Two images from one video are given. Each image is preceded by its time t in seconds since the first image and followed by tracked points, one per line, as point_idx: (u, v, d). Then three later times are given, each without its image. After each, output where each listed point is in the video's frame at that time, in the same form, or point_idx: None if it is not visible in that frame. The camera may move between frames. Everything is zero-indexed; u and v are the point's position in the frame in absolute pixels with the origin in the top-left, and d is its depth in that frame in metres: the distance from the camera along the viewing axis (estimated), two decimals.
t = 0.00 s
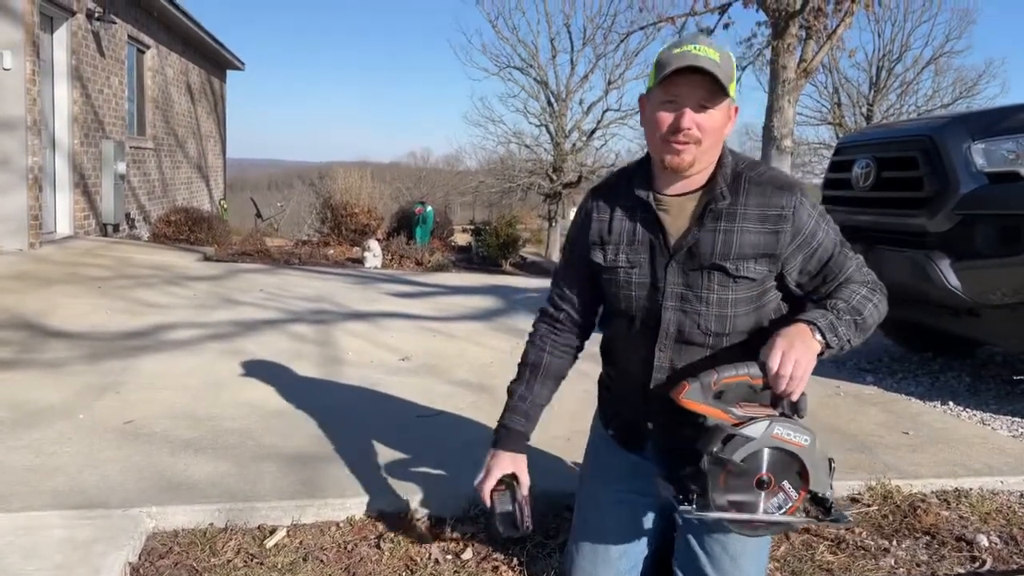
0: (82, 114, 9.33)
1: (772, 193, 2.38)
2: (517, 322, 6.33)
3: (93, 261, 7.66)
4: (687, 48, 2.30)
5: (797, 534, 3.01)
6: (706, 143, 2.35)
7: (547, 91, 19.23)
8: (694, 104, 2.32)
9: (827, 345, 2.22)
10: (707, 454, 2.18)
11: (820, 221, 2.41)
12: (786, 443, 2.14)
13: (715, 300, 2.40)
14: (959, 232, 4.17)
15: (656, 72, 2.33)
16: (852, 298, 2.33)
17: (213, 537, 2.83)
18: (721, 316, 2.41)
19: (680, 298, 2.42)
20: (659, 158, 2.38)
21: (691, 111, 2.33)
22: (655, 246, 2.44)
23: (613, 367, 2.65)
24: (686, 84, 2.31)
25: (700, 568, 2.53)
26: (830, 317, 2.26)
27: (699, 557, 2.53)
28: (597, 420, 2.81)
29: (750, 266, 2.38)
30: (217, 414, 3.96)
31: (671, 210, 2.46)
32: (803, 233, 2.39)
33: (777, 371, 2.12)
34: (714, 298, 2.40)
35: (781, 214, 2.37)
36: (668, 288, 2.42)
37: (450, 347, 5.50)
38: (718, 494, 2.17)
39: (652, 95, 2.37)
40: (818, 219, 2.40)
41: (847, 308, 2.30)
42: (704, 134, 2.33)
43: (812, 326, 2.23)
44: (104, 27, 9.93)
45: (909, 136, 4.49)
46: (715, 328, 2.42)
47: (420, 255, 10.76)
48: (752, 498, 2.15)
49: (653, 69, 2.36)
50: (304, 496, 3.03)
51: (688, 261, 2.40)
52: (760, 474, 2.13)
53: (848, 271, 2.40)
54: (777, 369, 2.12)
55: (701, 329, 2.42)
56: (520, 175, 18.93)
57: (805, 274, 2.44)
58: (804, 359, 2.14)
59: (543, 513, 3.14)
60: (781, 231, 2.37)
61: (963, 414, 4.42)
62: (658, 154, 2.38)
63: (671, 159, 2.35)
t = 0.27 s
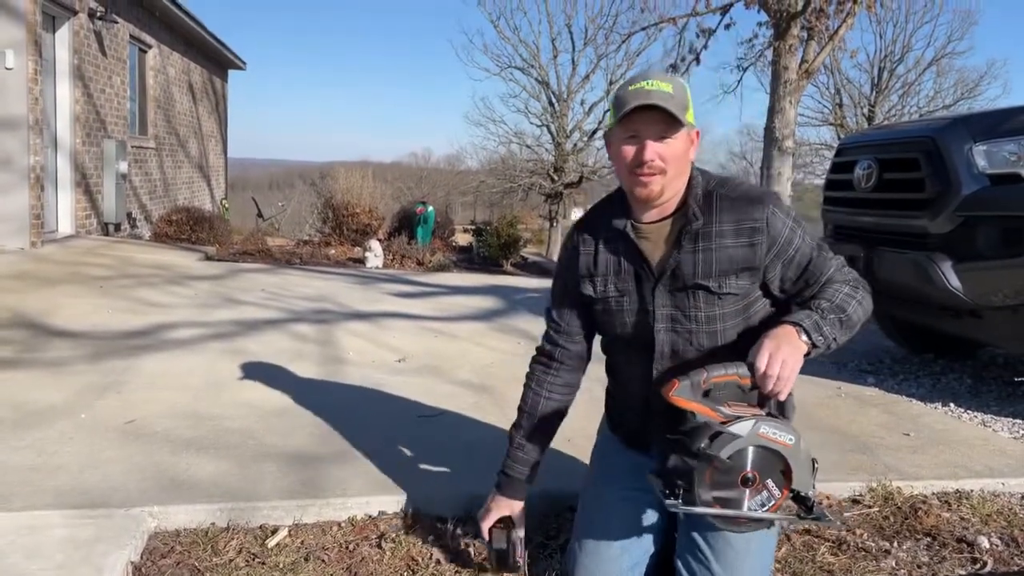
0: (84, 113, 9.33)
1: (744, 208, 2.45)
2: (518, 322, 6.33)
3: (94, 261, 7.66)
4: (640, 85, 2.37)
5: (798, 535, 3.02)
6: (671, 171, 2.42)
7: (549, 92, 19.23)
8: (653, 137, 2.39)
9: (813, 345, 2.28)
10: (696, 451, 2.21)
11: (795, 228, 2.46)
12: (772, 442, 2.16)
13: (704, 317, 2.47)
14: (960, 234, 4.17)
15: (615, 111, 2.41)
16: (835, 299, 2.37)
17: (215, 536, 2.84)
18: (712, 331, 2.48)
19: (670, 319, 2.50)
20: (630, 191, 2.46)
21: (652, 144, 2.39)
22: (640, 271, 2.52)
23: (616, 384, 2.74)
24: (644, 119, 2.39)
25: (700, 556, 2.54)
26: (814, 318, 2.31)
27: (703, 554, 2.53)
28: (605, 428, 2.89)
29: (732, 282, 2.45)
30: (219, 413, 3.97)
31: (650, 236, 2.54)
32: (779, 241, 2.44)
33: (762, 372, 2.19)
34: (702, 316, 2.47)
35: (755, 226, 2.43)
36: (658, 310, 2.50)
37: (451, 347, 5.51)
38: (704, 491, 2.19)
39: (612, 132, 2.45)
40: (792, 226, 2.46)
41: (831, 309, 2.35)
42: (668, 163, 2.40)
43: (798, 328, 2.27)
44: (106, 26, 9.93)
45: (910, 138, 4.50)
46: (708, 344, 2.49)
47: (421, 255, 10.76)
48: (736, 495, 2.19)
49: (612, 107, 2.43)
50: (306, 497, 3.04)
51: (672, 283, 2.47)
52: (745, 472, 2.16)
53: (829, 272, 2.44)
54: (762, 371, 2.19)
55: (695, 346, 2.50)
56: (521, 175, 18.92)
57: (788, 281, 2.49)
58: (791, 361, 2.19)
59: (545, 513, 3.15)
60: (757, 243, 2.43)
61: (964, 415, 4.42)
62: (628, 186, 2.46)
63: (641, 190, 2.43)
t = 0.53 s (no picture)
0: (86, 109, 9.33)
1: (739, 204, 2.47)
2: (519, 319, 6.33)
3: (95, 257, 7.66)
4: (623, 110, 2.32)
5: (798, 532, 3.02)
6: (668, 186, 2.39)
7: (551, 88, 19.22)
8: (649, 162, 2.33)
9: (814, 328, 2.26)
10: (688, 430, 2.24)
11: (792, 221, 2.47)
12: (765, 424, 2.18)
13: (706, 314, 2.48)
14: (962, 232, 4.17)
15: (608, 140, 2.34)
16: (838, 284, 2.36)
17: (217, 532, 2.84)
18: (716, 328, 2.48)
19: (673, 318, 2.51)
20: (630, 208, 2.45)
21: (647, 170, 2.35)
22: (642, 273, 2.55)
23: (623, 385, 2.74)
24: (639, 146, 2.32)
25: (703, 548, 2.55)
26: (816, 302, 2.30)
27: (708, 549, 2.54)
28: (613, 426, 2.90)
29: (732, 278, 2.46)
30: (220, 409, 3.97)
31: (652, 239, 2.54)
32: (776, 234, 2.45)
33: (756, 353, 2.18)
34: (705, 313, 2.48)
35: (751, 222, 2.45)
36: (661, 309, 2.52)
37: (452, 343, 5.51)
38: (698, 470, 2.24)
39: (602, 158, 2.41)
40: (789, 218, 2.47)
41: (833, 292, 2.34)
42: (664, 179, 2.37)
43: (797, 312, 2.27)
44: (107, 22, 9.92)
45: (913, 135, 4.49)
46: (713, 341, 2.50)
47: (422, 252, 10.76)
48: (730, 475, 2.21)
49: (603, 134, 2.36)
50: (308, 493, 3.04)
51: (674, 282, 2.49)
52: (737, 452, 2.19)
53: (831, 259, 2.43)
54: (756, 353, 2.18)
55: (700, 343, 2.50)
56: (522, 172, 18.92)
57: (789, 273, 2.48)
58: (784, 343, 2.18)
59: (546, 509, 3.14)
60: (754, 238, 2.45)
61: (965, 413, 4.42)
62: (628, 205, 2.45)
63: (641, 208, 2.42)
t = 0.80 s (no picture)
0: (86, 102, 9.31)
1: (753, 195, 2.46)
2: (520, 313, 6.32)
3: (96, 250, 7.65)
4: (639, 118, 2.28)
5: (799, 525, 3.01)
6: (687, 184, 2.39)
7: (552, 82, 19.19)
8: (668, 169, 2.32)
9: (816, 305, 2.26)
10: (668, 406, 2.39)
11: (806, 209, 2.46)
12: (745, 402, 2.29)
13: (714, 302, 2.46)
14: (964, 225, 4.15)
15: (625, 151, 2.31)
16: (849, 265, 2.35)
17: (217, 524, 2.84)
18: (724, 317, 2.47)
19: (681, 305, 2.50)
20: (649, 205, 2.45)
21: (666, 177, 2.34)
22: (651, 259, 2.54)
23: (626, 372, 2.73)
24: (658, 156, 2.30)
25: (704, 541, 2.55)
26: (821, 280, 2.30)
27: (709, 541, 2.53)
28: (614, 420, 2.89)
29: (741, 268, 2.45)
30: (221, 402, 3.96)
31: (669, 229, 2.53)
32: (788, 224, 2.44)
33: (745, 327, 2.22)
34: (712, 301, 2.47)
35: (764, 212, 2.44)
36: (669, 296, 2.50)
37: (453, 336, 5.50)
38: (686, 446, 2.36)
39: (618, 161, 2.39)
40: (802, 208, 2.45)
41: (843, 271, 2.33)
42: (683, 179, 2.37)
43: (797, 289, 2.27)
44: (107, 14, 9.89)
45: (917, 128, 4.47)
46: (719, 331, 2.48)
47: (423, 245, 10.74)
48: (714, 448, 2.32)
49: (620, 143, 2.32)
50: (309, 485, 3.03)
51: (683, 269, 2.48)
52: (725, 430, 2.30)
53: (845, 242, 2.42)
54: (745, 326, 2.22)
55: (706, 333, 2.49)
56: (523, 166, 18.89)
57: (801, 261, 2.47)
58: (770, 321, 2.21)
59: (545, 502, 3.14)
60: (765, 228, 2.44)
61: (967, 407, 4.42)
62: (647, 203, 2.46)
63: (662, 206, 2.44)
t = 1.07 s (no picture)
0: (85, 93, 9.29)
1: (770, 182, 2.49)
2: (520, 305, 6.32)
3: (97, 242, 7.65)
4: (683, 104, 2.29)
5: (799, 516, 3.01)
6: (720, 176, 2.41)
7: (553, 73, 19.14)
8: (705, 158, 2.34)
9: (785, 294, 2.23)
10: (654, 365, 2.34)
11: (817, 200, 2.46)
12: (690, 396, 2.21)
13: (721, 286, 2.50)
14: (966, 217, 4.14)
15: (664, 134, 2.32)
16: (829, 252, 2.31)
17: (217, 516, 2.84)
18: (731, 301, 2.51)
19: (693, 285, 2.54)
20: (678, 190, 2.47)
21: (702, 165, 2.35)
22: (667, 238, 2.58)
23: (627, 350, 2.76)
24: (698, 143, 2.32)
25: (703, 533, 2.55)
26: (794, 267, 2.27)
27: (708, 534, 2.54)
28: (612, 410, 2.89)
29: (753, 253, 2.48)
30: (221, 394, 3.96)
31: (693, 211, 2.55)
32: (797, 211, 2.45)
33: (685, 318, 2.27)
34: (720, 284, 2.50)
35: (777, 199, 2.46)
36: (682, 276, 2.55)
37: (453, 328, 5.50)
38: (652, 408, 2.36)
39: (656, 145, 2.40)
40: (813, 197, 2.45)
41: (820, 259, 2.29)
42: (718, 171, 2.39)
43: (767, 282, 2.23)
44: (106, 5, 9.86)
45: (918, 119, 4.46)
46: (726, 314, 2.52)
47: (423, 237, 10.73)
48: (675, 435, 2.30)
49: (661, 127, 2.33)
50: (309, 477, 3.04)
51: (699, 251, 2.52)
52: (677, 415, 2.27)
53: (841, 230, 2.38)
54: (682, 317, 2.28)
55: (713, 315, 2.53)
56: (524, 157, 18.86)
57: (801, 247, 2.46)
58: (729, 317, 2.15)
59: (544, 493, 3.14)
60: (776, 215, 2.46)
61: (967, 398, 4.41)
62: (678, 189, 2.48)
63: (690, 193, 2.46)
